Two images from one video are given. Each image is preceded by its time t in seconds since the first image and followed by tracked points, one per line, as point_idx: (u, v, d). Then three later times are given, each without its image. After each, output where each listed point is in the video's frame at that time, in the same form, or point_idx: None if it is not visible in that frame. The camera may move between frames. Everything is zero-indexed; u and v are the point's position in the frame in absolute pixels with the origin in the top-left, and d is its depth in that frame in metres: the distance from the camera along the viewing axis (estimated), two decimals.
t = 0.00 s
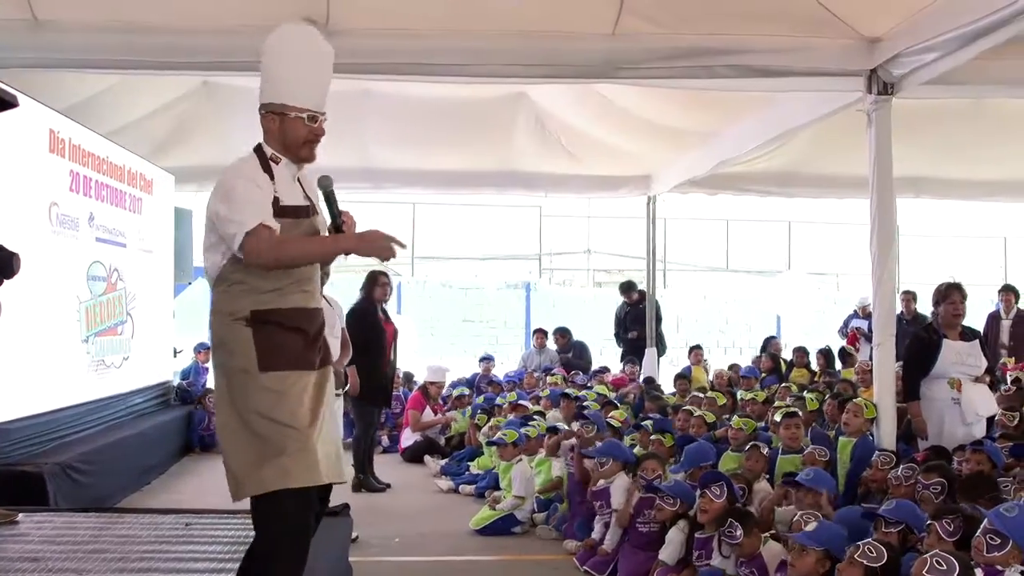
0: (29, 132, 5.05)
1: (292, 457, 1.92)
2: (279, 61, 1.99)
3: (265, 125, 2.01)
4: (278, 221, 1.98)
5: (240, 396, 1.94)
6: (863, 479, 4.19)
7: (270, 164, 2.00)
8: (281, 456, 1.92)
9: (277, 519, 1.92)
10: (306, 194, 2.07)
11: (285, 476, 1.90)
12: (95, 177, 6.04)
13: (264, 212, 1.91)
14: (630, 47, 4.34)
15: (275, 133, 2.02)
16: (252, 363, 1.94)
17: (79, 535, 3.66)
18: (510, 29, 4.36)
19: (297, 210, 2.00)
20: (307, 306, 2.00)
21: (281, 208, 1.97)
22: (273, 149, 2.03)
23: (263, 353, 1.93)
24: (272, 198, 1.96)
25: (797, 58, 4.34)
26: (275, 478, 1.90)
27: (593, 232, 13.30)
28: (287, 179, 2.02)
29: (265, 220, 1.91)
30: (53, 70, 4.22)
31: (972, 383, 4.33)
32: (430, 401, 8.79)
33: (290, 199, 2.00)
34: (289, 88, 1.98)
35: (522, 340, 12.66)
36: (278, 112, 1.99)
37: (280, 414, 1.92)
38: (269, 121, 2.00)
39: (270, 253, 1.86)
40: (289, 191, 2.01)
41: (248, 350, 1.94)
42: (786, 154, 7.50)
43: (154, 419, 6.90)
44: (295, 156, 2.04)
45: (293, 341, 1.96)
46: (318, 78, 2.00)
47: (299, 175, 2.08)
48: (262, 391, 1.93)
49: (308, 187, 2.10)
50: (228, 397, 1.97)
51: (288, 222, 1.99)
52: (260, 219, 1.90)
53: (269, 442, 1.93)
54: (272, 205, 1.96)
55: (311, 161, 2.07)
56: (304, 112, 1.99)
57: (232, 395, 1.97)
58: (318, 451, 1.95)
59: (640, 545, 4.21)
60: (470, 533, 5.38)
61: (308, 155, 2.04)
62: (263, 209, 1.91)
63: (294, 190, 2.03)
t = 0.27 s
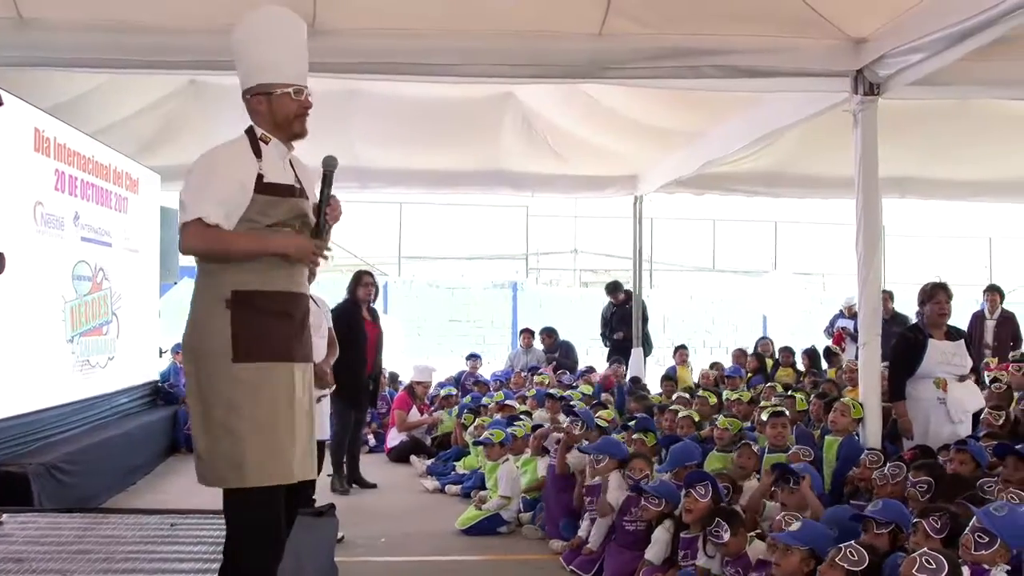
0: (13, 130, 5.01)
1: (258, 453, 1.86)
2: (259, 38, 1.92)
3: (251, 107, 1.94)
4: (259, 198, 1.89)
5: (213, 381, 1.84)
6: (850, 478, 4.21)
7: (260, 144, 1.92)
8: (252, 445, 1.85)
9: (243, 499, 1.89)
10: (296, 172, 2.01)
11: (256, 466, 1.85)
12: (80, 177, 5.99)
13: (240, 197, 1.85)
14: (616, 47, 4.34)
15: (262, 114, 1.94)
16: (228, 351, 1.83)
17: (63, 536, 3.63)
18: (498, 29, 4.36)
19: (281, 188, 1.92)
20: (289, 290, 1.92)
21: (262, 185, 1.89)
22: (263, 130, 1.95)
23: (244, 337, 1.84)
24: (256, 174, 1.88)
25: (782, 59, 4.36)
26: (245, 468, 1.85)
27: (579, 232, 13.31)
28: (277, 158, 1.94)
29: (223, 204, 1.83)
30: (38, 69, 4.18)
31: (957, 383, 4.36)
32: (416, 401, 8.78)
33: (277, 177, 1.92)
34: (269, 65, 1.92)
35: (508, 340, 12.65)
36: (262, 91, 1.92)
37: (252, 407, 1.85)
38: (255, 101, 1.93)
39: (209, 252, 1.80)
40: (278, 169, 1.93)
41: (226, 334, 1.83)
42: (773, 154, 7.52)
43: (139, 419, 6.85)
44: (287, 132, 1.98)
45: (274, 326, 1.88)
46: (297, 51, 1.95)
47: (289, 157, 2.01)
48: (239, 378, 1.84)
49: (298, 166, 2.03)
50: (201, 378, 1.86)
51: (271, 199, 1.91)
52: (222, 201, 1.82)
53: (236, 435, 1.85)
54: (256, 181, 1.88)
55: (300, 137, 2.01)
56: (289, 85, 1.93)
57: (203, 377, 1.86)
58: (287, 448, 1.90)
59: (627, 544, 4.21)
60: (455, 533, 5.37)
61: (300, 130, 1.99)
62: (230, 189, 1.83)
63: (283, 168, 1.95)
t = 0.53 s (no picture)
0: None
1: (208, 452, 1.77)
2: (226, 31, 1.89)
3: (220, 101, 1.91)
4: (220, 188, 1.85)
5: (165, 374, 1.78)
6: (821, 476, 4.23)
7: (226, 137, 1.88)
8: (204, 441, 1.78)
9: (202, 516, 1.81)
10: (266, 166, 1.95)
11: (209, 463, 1.77)
12: (50, 174, 5.88)
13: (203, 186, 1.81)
14: (589, 46, 4.35)
15: (230, 107, 1.91)
16: (180, 341, 1.77)
17: (31, 536, 3.57)
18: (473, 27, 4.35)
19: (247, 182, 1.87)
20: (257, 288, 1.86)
21: (224, 176, 1.85)
22: (230, 123, 1.91)
23: (195, 330, 1.77)
24: (217, 167, 1.84)
25: (754, 59, 4.39)
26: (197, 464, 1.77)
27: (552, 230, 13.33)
28: (245, 151, 1.89)
29: (188, 191, 1.79)
30: (6, 64, 4.10)
31: (928, 381, 4.38)
32: (389, 400, 8.74)
33: (239, 171, 1.87)
34: (236, 57, 1.88)
35: (481, 339, 12.62)
36: (229, 83, 1.89)
37: (203, 402, 1.78)
38: (222, 95, 1.90)
39: (174, 238, 1.75)
40: (243, 162, 1.88)
41: (179, 325, 1.77)
42: (744, 153, 7.56)
43: (109, 418, 6.75)
44: (253, 125, 1.92)
45: (230, 319, 1.81)
46: (264, 44, 1.91)
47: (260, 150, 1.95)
48: (190, 370, 1.77)
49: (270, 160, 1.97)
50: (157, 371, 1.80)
51: (231, 191, 1.85)
52: (184, 187, 1.78)
53: (186, 431, 1.78)
54: (217, 173, 1.84)
55: (269, 131, 1.95)
56: (254, 77, 1.88)
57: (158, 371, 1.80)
58: (242, 449, 1.80)
59: (599, 542, 4.22)
60: (428, 532, 5.35)
61: (268, 123, 1.93)
62: (191, 178, 1.80)
63: (251, 162, 1.90)
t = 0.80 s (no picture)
0: None
1: (133, 450, 1.80)
2: (194, 25, 1.94)
3: (179, 94, 1.94)
4: (158, 180, 1.84)
5: (99, 368, 1.81)
6: (784, 470, 4.25)
7: (177, 130, 1.90)
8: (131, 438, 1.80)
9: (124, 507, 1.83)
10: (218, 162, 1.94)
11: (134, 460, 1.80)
12: (10, 168, 5.75)
13: (131, 184, 1.81)
14: (556, 41, 4.34)
15: (187, 99, 1.93)
16: (111, 337, 1.80)
17: None
18: (440, 22, 4.31)
19: (194, 174, 1.88)
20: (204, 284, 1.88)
21: (163, 168, 1.84)
22: (185, 117, 1.93)
23: (126, 327, 1.79)
24: (160, 158, 1.85)
25: (719, 55, 4.41)
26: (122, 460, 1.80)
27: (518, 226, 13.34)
28: (194, 146, 1.91)
29: (114, 185, 1.80)
30: None
31: (890, 376, 4.43)
32: (354, 395, 8.68)
33: (184, 165, 1.87)
34: (204, 49, 1.91)
35: (447, 334, 12.60)
36: (187, 75, 1.91)
37: (130, 400, 1.80)
38: (180, 88, 1.93)
39: (97, 236, 1.77)
40: (188, 155, 1.89)
41: (111, 322, 1.80)
42: (710, 150, 7.60)
43: (73, 416, 6.61)
44: (206, 121, 1.93)
45: (162, 317, 1.81)
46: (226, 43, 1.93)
47: (215, 147, 1.96)
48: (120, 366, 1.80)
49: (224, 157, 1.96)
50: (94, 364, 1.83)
51: (172, 182, 1.85)
52: (113, 182, 1.80)
53: (113, 425, 1.80)
54: (157, 166, 1.84)
55: (223, 128, 1.96)
56: (211, 72, 1.90)
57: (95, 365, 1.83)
58: (167, 450, 1.82)
59: (565, 537, 4.23)
60: (393, 528, 5.32)
61: (220, 120, 1.94)
62: (125, 172, 1.80)
63: (197, 156, 1.90)
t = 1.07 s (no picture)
0: None
1: (49, 444, 1.96)
2: (114, 26, 2.12)
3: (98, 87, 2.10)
4: (71, 174, 1.99)
5: (21, 369, 1.98)
6: (746, 464, 4.29)
7: (94, 123, 2.05)
8: (48, 433, 1.96)
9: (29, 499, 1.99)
10: (139, 151, 2.10)
11: (50, 454, 1.96)
12: None
13: (45, 176, 1.95)
14: (519, 36, 4.34)
15: (105, 91, 2.10)
16: (30, 339, 1.97)
17: None
18: (403, 16, 4.29)
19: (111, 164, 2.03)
20: (125, 282, 2.03)
21: (77, 161, 1.99)
22: (102, 110, 2.09)
23: (44, 328, 1.97)
24: (73, 151, 1.99)
25: (682, 51, 4.43)
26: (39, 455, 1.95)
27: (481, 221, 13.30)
28: (110, 137, 2.06)
29: (23, 182, 1.94)
30: None
31: (850, 370, 4.49)
32: (316, 390, 8.61)
33: (100, 158, 2.02)
34: (121, 44, 2.09)
35: (411, 330, 12.53)
36: (104, 67, 2.08)
37: (48, 397, 1.96)
38: (99, 79, 2.09)
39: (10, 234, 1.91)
40: (104, 147, 2.04)
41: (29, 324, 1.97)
42: (674, 145, 7.63)
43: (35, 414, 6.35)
44: (123, 112, 2.09)
45: (78, 316, 1.98)
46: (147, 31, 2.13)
47: (135, 137, 2.12)
48: (39, 364, 1.96)
49: (146, 147, 2.12)
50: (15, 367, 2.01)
51: (85, 176, 2.00)
52: (22, 178, 1.93)
53: (30, 422, 1.96)
54: (70, 159, 1.99)
55: (140, 119, 2.12)
56: (126, 63, 2.07)
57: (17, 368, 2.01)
58: (83, 442, 1.97)
59: (527, 531, 4.25)
60: (355, 523, 5.28)
61: (137, 110, 2.10)
62: (33, 169, 1.94)
63: (114, 147, 2.06)
